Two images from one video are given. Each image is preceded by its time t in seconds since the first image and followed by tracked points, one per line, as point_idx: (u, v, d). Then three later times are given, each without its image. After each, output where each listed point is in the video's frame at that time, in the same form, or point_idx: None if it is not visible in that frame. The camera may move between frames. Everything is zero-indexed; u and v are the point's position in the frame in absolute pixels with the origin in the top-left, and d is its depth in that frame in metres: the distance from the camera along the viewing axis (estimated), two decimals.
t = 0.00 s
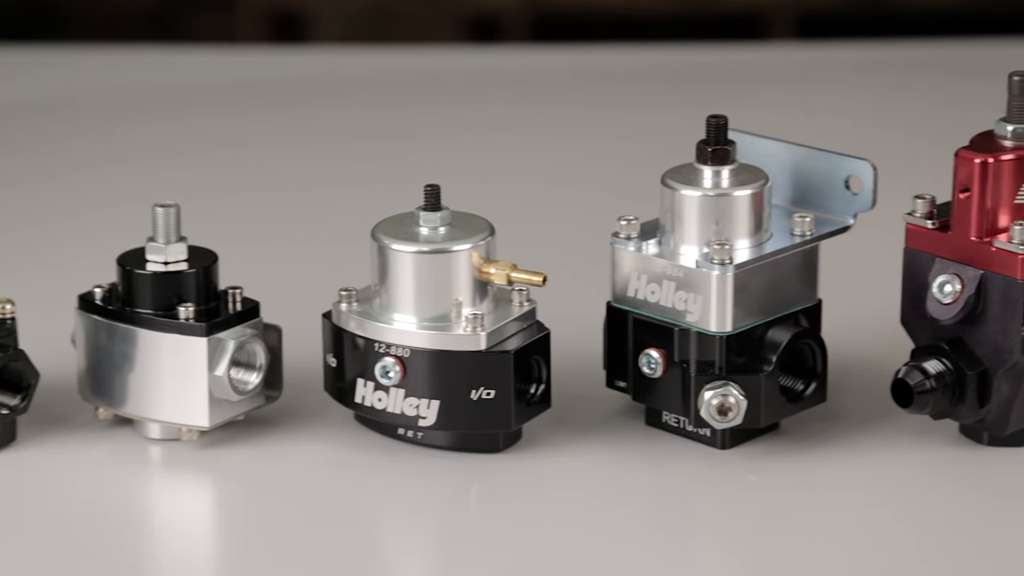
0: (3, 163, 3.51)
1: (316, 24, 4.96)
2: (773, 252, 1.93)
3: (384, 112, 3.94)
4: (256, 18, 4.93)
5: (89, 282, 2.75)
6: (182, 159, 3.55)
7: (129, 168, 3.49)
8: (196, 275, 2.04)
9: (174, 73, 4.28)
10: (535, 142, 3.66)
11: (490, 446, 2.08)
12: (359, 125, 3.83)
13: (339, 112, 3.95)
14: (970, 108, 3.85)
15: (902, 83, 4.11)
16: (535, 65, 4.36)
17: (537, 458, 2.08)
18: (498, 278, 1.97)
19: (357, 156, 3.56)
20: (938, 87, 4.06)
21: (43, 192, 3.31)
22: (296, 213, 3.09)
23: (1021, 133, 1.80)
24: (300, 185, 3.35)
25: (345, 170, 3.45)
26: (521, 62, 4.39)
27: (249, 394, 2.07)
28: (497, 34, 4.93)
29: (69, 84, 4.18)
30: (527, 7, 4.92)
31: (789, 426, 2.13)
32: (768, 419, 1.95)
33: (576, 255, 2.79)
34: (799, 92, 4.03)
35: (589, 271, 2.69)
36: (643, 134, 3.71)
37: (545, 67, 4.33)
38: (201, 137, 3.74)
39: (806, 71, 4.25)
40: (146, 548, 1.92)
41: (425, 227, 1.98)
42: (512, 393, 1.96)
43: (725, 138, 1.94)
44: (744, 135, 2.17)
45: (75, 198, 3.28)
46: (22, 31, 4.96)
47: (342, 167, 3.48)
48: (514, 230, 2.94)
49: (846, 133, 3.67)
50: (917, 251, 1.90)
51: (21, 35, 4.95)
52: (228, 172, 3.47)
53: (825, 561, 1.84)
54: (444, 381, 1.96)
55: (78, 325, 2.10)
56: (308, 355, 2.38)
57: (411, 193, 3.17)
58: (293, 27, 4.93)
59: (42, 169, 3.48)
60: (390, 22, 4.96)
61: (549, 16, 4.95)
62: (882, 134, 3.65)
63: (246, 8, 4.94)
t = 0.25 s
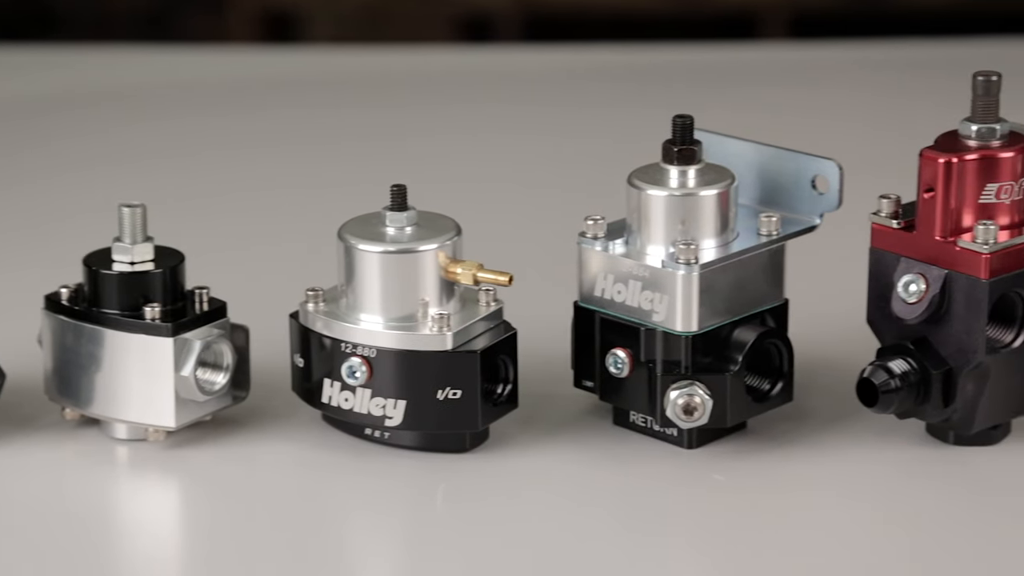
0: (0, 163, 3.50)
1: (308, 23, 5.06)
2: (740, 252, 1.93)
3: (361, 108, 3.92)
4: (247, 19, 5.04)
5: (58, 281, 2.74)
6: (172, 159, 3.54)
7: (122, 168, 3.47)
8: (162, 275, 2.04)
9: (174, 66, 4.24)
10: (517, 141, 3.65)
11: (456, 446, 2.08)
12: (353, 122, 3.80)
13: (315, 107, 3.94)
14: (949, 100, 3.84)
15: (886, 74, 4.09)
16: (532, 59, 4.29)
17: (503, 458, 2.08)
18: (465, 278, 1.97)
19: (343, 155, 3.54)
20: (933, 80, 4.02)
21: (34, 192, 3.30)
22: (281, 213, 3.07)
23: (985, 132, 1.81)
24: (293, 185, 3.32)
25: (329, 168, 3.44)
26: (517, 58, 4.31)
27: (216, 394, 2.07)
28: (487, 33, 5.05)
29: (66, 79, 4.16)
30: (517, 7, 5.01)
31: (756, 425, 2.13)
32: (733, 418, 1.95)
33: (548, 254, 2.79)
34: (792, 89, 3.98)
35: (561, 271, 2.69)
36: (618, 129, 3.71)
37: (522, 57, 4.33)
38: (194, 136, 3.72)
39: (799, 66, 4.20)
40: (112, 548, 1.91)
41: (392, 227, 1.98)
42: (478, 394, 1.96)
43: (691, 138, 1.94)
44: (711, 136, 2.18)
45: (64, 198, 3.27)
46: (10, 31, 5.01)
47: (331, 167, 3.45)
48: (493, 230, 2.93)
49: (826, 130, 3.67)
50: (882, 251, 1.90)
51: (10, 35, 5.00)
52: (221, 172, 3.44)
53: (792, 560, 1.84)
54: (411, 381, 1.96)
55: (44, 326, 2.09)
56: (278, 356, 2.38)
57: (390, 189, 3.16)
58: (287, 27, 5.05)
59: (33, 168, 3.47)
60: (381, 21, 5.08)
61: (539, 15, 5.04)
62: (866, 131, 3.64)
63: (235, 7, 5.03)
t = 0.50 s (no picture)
0: None
1: (304, 25, 5.03)
2: (705, 251, 1.94)
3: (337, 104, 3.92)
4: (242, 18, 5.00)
5: (29, 280, 2.74)
6: (161, 160, 3.53)
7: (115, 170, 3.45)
8: (128, 276, 2.03)
9: (169, 66, 4.23)
10: (495, 139, 3.65)
11: (422, 446, 2.08)
12: (342, 121, 3.78)
13: (290, 105, 3.93)
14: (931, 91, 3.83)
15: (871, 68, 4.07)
16: (524, 58, 4.28)
17: (470, 458, 2.08)
18: (430, 278, 1.97)
19: (329, 155, 3.52)
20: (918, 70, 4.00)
21: (26, 192, 3.28)
22: (266, 215, 3.06)
23: (949, 132, 1.81)
24: (280, 185, 3.30)
25: (314, 167, 3.42)
26: (509, 57, 4.30)
27: (182, 395, 2.07)
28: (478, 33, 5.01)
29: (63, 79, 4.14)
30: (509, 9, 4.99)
31: (723, 425, 2.13)
32: (699, 418, 1.95)
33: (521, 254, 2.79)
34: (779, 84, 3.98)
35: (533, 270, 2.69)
36: (593, 125, 3.71)
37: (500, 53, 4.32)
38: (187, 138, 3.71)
39: (787, 61, 4.18)
40: (78, 548, 1.91)
41: (358, 227, 1.98)
42: (444, 393, 1.96)
43: (656, 138, 1.94)
44: (677, 136, 2.18)
45: (56, 197, 3.26)
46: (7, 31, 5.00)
47: (317, 166, 3.43)
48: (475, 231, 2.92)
49: (807, 124, 3.66)
50: (848, 251, 1.91)
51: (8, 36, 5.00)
52: (210, 175, 3.42)
53: (757, 561, 1.84)
54: (377, 381, 1.96)
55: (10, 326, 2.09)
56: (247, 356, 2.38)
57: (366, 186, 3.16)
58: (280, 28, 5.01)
59: (26, 168, 3.45)
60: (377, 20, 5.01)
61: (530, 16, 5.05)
62: (849, 125, 3.62)
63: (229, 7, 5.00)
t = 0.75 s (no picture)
0: None
1: (295, 24, 4.77)
2: (670, 251, 1.94)
3: (314, 104, 3.91)
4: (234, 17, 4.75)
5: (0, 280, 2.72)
6: (153, 159, 3.52)
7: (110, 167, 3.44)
8: (93, 276, 2.03)
9: (165, 66, 4.22)
10: (472, 137, 3.64)
11: (388, 446, 2.08)
12: (330, 121, 3.77)
13: (267, 104, 3.92)
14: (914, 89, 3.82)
15: (858, 66, 4.07)
16: (517, 58, 4.27)
17: (436, 458, 2.08)
18: (395, 278, 1.97)
19: (311, 154, 3.51)
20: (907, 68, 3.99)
21: (21, 190, 3.26)
22: (251, 216, 3.05)
23: (911, 132, 1.82)
24: (269, 183, 3.28)
25: (299, 167, 3.40)
26: (501, 56, 4.29)
27: (147, 395, 2.06)
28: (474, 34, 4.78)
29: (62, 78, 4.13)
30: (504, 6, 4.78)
31: (689, 424, 2.13)
32: (664, 417, 1.96)
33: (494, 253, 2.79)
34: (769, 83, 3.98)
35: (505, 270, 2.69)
36: (569, 123, 3.70)
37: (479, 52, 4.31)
38: (179, 137, 3.70)
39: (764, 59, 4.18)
40: (43, 548, 1.91)
41: (322, 227, 1.98)
42: (409, 393, 1.95)
43: (621, 138, 1.95)
44: (645, 136, 2.18)
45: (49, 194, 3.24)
46: None
47: (301, 164, 3.42)
48: (454, 231, 2.92)
49: (789, 121, 3.65)
50: (813, 250, 1.91)
51: None
52: (202, 173, 3.41)
53: (721, 561, 1.84)
54: (342, 381, 1.96)
55: None
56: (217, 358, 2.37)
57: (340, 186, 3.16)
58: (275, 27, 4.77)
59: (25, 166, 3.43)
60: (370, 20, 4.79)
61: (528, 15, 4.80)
62: (833, 125, 3.61)
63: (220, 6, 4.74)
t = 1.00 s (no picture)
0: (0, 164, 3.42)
1: (291, 24, 4.66)
2: (639, 251, 1.94)
3: (297, 104, 3.89)
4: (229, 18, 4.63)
5: None
6: (151, 158, 3.49)
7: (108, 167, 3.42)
8: (62, 277, 2.02)
9: (162, 66, 4.20)
10: (452, 136, 3.63)
11: (358, 447, 2.08)
12: (320, 121, 3.75)
13: (248, 104, 3.91)
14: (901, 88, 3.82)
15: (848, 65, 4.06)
16: (515, 59, 4.25)
17: (406, 459, 2.08)
18: (364, 279, 1.97)
19: (296, 154, 3.49)
20: (896, 69, 3.98)
21: (28, 192, 3.23)
22: (238, 216, 3.05)
23: (880, 132, 1.82)
24: (257, 183, 3.28)
25: (287, 167, 3.39)
26: (492, 57, 4.28)
27: (116, 396, 2.06)
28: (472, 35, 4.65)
29: (62, 77, 4.10)
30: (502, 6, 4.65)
31: (659, 424, 2.14)
32: (633, 417, 1.96)
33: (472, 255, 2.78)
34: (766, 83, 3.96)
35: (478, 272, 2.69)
36: (549, 122, 3.70)
37: (463, 52, 4.29)
38: (185, 137, 3.66)
39: (748, 59, 4.17)
40: (12, 548, 1.91)
41: (291, 228, 1.97)
42: (379, 393, 1.95)
43: (590, 138, 1.95)
44: (616, 137, 2.18)
45: (56, 195, 3.21)
46: None
47: (288, 164, 3.41)
48: (431, 232, 2.91)
49: (775, 121, 3.65)
50: (782, 250, 1.91)
51: None
52: (199, 173, 3.38)
53: (691, 561, 1.84)
54: (312, 381, 1.96)
55: None
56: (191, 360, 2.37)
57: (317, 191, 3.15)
58: (269, 27, 4.65)
59: (37, 167, 3.41)
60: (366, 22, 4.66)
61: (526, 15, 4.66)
62: (820, 124, 3.61)
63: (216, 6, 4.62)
